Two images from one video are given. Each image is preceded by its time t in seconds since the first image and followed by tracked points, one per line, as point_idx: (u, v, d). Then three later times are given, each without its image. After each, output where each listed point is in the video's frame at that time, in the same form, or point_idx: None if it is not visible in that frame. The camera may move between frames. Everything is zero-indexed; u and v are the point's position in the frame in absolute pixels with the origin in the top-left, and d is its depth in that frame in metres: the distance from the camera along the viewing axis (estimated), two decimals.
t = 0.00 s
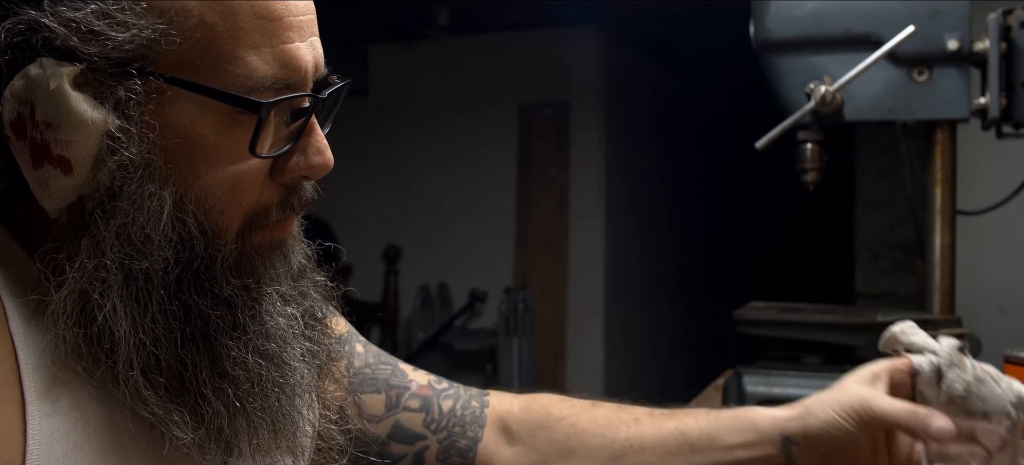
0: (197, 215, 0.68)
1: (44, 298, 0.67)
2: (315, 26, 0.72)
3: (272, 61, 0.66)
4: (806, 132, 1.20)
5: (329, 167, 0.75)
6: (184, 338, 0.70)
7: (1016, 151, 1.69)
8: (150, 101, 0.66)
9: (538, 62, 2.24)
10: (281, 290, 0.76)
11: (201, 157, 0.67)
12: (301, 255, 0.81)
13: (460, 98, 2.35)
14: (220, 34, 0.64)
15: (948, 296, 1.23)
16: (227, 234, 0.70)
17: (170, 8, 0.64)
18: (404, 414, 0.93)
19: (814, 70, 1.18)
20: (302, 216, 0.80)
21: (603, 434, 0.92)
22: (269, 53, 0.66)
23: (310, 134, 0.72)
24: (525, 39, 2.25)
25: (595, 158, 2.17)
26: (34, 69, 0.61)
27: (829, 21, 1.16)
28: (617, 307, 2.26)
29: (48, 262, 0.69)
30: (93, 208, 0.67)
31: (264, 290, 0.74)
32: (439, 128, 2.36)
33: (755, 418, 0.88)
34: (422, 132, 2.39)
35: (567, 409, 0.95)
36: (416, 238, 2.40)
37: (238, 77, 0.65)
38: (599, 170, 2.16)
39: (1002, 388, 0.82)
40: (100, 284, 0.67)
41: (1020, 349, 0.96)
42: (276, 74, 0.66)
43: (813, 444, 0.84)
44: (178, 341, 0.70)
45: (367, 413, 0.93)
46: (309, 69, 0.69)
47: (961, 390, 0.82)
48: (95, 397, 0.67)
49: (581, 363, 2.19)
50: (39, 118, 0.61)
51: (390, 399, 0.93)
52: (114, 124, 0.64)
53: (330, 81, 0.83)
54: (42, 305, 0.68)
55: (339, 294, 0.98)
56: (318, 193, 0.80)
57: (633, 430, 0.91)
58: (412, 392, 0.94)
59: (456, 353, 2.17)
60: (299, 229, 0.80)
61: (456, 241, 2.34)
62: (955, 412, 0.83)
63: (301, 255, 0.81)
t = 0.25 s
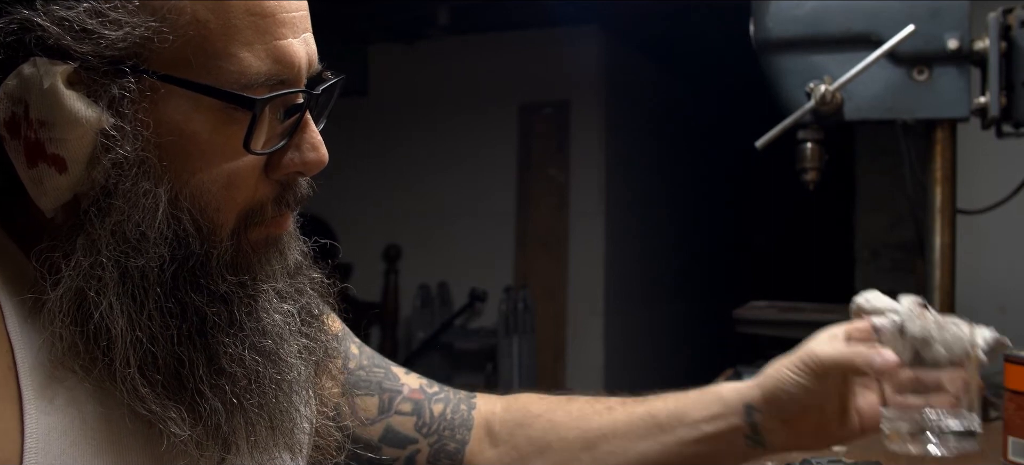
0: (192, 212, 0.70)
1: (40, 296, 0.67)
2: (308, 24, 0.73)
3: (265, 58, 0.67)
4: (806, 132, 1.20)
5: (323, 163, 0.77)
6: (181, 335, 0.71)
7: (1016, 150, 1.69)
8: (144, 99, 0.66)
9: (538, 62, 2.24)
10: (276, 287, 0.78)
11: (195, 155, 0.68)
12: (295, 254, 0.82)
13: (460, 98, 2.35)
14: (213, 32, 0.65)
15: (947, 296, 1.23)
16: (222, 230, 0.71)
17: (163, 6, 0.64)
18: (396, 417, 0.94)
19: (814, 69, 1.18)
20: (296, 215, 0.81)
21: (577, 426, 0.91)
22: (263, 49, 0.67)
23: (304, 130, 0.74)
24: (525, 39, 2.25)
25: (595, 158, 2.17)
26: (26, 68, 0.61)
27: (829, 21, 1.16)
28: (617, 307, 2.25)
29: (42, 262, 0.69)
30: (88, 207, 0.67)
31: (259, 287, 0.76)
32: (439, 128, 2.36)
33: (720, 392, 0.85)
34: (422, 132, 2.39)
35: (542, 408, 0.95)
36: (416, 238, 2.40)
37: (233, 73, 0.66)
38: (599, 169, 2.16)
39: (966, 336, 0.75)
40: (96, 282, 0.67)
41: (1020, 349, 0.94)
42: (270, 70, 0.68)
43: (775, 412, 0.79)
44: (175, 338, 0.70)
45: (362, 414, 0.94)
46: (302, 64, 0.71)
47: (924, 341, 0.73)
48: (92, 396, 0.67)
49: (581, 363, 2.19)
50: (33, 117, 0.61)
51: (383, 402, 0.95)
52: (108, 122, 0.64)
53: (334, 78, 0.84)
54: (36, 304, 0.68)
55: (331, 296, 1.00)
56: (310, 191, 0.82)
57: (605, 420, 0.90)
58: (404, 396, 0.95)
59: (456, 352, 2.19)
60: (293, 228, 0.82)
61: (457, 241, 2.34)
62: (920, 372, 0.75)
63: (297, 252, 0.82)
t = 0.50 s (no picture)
0: (187, 210, 0.70)
1: (37, 295, 0.68)
2: (303, 21, 0.74)
3: (259, 55, 0.68)
4: (806, 132, 1.20)
5: (318, 159, 0.78)
6: (177, 333, 0.72)
7: (1016, 150, 1.69)
8: (139, 96, 0.67)
9: (538, 62, 2.24)
10: (271, 285, 0.79)
11: (190, 151, 0.69)
12: (290, 251, 0.83)
13: (460, 98, 2.35)
14: (207, 29, 0.66)
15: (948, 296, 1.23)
16: (218, 229, 0.72)
17: (157, 4, 0.65)
18: (393, 420, 0.98)
19: (814, 69, 1.18)
20: (291, 213, 0.83)
21: (559, 420, 0.97)
22: (257, 47, 0.68)
23: (299, 126, 0.75)
24: (525, 38, 2.25)
25: (595, 158, 2.17)
26: (22, 67, 0.62)
27: (829, 21, 1.16)
28: (617, 307, 2.26)
29: (40, 260, 0.70)
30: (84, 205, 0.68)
31: (254, 284, 0.77)
32: (439, 128, 2.36)
33: (695, 374, 0.94)
34: (422, 132, 2.39)
35: (529, 404, 1.01)
36: (416, 238, 2.40)
37: (227, 71, 0.67)
38: (599, 169, 2.16)
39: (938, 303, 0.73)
40: (92, 280, 0.68)
41: (1019, 350, 0.94)
42: (264, 67, 0.69)
43: (745, 387, 0.89)
44: (171, 335, 0.72)
45: (360, 417, 0.97)
46: (296, 61, 0.71)
47: (895, 307, 0.72)
48: (89, 393, 0.69)
49: (581, 363, 2.19)
50: (28, 116, 0.62)
51: (379, 405, 0.98)
52: (103, 120, 0.65)
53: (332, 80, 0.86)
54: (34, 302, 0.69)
55: (329, 293, 1.01)
56: (305, 188, 0.83)
57: (586, 413, 0.97)
58: (401, 400, 0.99)
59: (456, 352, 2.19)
60: (288, 225, 0.83)
61: (457, 241, 2.34)
62: (891, 339, 0.74)
63: (291, 250, 0.84)
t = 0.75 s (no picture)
0: (186, 209, 0.70)
1: (36, 294, 0.68)
2: (301, 21, 0.74)
3: (257, 54, 0.68)
4: (806, 132, 1.20)
5: (318, 158, 0.77)
6: (177, 332, 0.72)
7: (1016, 150, 1.69)
8: (137, 95, 0.67)
9: (538, 62, 2.24)
10: (270, 284, 0.79)
11: (188, 150, 0.69)
12: (289, 250, 0.84)
13: (460, 98, 2.35)
14: (205, 28, 0.66)
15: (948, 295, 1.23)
16: (216, 228, 0.72)
17: (155, 4, 0.65)
18: (393, 421, 0.98)
19: (814, 69, 1.18)
20: (290, 212, 0.83)
21: (551, 419, 0.97)
22: (255, 46, 0.68)
23: (298, 125, 0.75)
24: (525, 39, 2.25)
25: (595, 158, 2.16)
26: (20, 66, 0.62)
27: (829, 21, 1.16)
28: (617, 307, 2.25)
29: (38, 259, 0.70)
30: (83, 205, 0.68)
31: (254, 283, 0.77)
32: (439, 128, 2.36)
33: (682, 370, 0.94)
34: (422, 132, 2.39)
35: (523, 404, 1.01)
36: (416, 238, 2.40)
37: (225, 70, 0.67)
38: (599, 169, 2.16)
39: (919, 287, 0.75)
40: (91, 279, 0.68)
41: (1019, 350, 0.94)
42: (263, 67, 0.69)
43: (731, 381, 0.89)
44: (171, 335, 0.72)
45: (359, 417, 0.97)
46: (294, 60, 0.72)
47: (877, 290, 0.74)
48: (88, 393, 0.69)
49: (581, 363, 2.19)
50: (26, 115, 0.62)
51: (379, 406, 0.98)
52: (102, 119, 0.65)
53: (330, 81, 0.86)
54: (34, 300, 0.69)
55: (330, 293, 1.02)
56: (304, 187, 0.83)
57: (578, 412, 0.96)
58: (400, 401, 1.00)
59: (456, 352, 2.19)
60: (288, 224, 0.83)
61: (457, 241, 2.34)
62: (874, 324, 0.75)
63: (290, 249, 0.84)
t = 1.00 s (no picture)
0: (187, 209, 0.70)
1: (36, 294, 0.68)
2: (302, 21, 0.74)
3: (258, 54, 0.68)
4: (806, 132, 1.20)
5: (318, 158, 0.78)
6: (177, 332, 0.72)
7: (1017, 149, 1.69)
8: (138, 95, 0.67)
9: (538, 62, 2.24)
10: (271, 284, 0.79)
11: (189, 150, 0.69)
12: (289, 251, 0.84)
13: (460, 98, 2.35)
14: (206, 28, 0.66)
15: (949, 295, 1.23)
16: (217, 228, 0.73)
17: (156, 4, 0.65)
18: (393, 422, 0.98)
19: (814, 69, 1.18)
20: (290, 213, 0.83)
21: (548, 419, 0.97)
22: (256, 47, 0.68)
23: (298, 125, 0.75)
24: (525, 39, 2.25)
25: (595, 158, 2.16)
26: (22, 66, 0.62)
27: (829, 21, 1.16)
28: (617, 307, 2.25)
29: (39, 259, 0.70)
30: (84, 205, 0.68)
31: (254, 284, 0.77)
32: (439, 128, 2.36)
33: (676, 368, 0.94)
34: (422, 132, 2.39)
35: (521, 404, 1.01)
36: (416, 238, 2.40)
37: (226, 70, 0.67)
38: (599, 169, 2.16)
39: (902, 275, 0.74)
40: (91, 279, 0.68)
41: (1019, 349, 0.94)
42: (264, 67, 0.69)
43: (724, 380, 0.89)
44: (171, 335, 0.72)
45: (359, 418, 0.97)
46: (295, 60, 0.72)
47: (865, 278, 0.73)
48: (88, 393, 0.69)
49: (581, 363, 2.19)
50: (28, 115, 0.62)
51: (379, 407, 0.99)
52: (103, 119, 0.65)
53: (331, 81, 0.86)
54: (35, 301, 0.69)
55: (330, 294, 1.02)
56: (304, 187, 0.83)
57: (574, 412, 0.97)
58: (401, 402, 1.00)
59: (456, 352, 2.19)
60: (288, 225, 0.83)
61: (457, 241, 2.34)
62: (863, 313, 0.74)
63: (291, 250, 0.84)
